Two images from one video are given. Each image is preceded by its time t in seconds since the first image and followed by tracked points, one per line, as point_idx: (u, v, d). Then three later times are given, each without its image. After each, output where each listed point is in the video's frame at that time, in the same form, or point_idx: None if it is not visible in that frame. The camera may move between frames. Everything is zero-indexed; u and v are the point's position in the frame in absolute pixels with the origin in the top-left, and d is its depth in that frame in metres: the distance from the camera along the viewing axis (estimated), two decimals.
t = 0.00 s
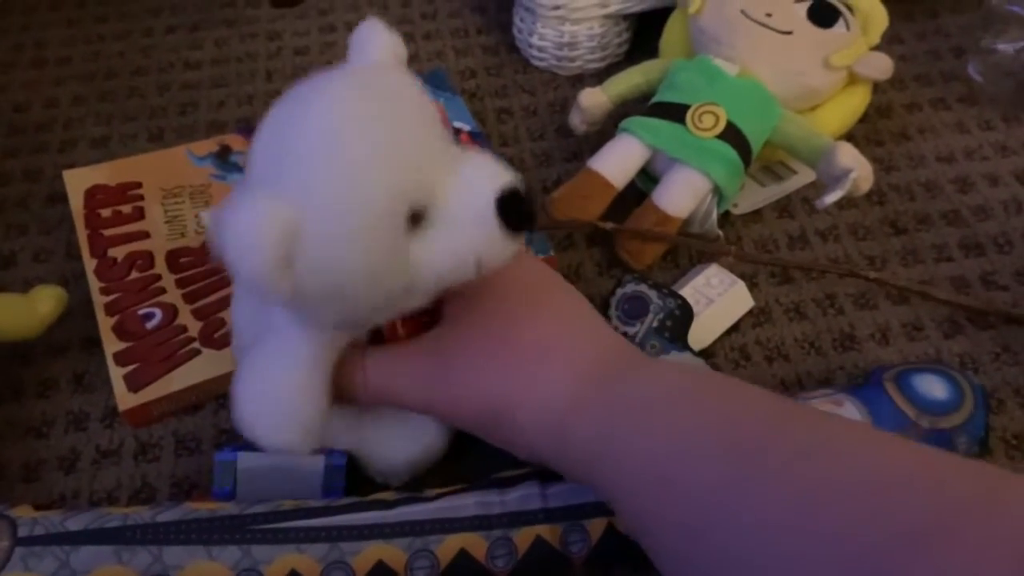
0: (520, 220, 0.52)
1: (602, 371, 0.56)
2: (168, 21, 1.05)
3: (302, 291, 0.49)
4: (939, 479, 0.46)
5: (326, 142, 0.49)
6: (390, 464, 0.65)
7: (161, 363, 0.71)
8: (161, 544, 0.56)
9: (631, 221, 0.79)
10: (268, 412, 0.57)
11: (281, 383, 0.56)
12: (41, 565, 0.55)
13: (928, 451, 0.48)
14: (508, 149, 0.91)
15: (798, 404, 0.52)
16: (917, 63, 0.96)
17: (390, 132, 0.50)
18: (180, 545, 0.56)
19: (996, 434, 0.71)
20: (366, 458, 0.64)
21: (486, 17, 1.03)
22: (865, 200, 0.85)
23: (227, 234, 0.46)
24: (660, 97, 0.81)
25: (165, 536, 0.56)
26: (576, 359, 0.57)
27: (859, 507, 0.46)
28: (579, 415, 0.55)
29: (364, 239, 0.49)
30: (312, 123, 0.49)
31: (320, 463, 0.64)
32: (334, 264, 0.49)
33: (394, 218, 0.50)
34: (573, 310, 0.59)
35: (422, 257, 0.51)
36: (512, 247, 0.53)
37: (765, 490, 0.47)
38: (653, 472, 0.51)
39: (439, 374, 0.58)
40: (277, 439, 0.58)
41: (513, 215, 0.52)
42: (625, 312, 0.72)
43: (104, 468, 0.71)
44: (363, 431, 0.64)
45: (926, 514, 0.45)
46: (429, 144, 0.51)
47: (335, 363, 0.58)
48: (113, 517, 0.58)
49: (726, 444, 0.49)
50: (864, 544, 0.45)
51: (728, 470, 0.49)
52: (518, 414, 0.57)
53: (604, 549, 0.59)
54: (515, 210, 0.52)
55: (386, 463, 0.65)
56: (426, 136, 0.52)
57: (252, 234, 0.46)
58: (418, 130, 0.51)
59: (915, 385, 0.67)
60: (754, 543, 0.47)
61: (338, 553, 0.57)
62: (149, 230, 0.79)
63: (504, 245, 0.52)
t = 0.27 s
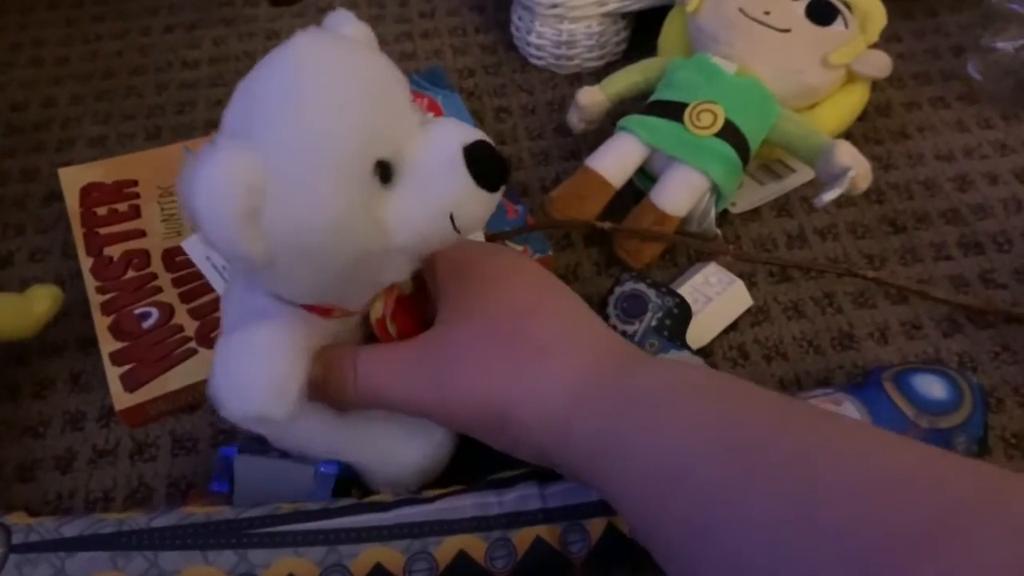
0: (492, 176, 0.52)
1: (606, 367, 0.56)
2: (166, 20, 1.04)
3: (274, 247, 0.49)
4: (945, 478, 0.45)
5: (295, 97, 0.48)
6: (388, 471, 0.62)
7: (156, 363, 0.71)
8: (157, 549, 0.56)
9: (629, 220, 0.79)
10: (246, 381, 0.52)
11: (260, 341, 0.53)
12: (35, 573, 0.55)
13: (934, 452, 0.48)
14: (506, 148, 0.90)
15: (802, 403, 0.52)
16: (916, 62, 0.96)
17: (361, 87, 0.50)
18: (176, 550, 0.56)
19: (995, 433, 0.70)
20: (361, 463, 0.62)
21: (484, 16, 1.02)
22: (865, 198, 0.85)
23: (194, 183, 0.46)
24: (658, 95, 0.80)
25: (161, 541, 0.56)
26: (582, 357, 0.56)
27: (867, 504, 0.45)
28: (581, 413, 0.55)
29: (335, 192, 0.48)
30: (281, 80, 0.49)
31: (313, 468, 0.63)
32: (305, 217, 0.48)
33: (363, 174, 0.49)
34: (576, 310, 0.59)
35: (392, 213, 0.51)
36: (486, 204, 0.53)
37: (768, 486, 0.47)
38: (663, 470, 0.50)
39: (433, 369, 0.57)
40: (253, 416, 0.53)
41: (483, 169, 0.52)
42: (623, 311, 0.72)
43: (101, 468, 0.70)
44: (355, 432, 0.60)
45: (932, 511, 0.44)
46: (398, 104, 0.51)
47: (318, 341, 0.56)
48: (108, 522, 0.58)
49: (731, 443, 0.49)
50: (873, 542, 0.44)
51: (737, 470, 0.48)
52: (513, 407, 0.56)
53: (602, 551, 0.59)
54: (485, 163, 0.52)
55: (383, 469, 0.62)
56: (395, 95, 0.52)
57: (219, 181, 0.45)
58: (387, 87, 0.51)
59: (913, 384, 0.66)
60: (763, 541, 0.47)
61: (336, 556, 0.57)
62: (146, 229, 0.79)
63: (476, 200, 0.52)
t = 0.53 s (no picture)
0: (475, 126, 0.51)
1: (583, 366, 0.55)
2: (166, 18, 1.04)
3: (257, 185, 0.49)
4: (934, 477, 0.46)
5: (282, 32, 0.49)
6: (380, 463, 0.61)
7: (157, 362, 0.71)
8: (152, 569, 0.55)
9: (630, 218, 0.78)
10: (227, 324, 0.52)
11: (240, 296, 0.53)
12: None
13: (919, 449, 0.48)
14: (507, 146, 0.90)
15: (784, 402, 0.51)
16: (918, 59, 0.96)
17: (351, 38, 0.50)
18: (171, 570, 0.55)
19: (997, 431, 0.70)
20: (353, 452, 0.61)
21: (485, 14, 1.02)
22: (866, 196, 0.85)
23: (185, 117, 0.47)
24: (659, 93, 0.80)
25: (155, 561, 0.55)
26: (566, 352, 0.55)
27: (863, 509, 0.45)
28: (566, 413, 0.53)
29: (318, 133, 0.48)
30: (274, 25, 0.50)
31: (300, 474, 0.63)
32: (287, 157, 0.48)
33: (348, 116, 0.49)
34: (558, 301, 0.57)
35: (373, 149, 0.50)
36: (473, 155, 0.52)
37: (761, 485, 0.47)
38: (661, 478, 0.49)
39: (404, 360, 0.54)
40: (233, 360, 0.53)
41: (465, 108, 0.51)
42: (616, 310, 0.71)
43: (102, 466, 0.70)
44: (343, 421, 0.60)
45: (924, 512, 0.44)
46: (386, 60, 0.52)
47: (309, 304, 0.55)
48: (101, 546, 0.58)
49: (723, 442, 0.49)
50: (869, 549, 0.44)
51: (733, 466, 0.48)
52: (489, 400, 0.54)
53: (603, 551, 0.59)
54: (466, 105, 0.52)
55: (376, 461, 0.61)
56: (385, 53, 0.52)
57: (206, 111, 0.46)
58: (372, 36, 0.52)
59: (907, 375, 0.66)
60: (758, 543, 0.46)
61: (334, 569, 0.57)
62: (147, 228, 0.79)
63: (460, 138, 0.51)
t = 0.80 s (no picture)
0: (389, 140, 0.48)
1: (546, 374, 0.54)
2: (165, 14, 1.04)
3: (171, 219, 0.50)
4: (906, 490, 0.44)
5: (195, 70, 0.49)
6: (359, 474, 0.61)
7: (155, 360, 0.71)
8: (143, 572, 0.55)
9: (631, 215, 0.78)
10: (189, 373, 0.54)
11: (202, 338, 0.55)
12: None
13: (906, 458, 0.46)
14: (508, 143, 0.90)
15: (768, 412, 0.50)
16: (921, 56, 0.95)
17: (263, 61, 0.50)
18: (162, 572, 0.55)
19: (999, 429, 0.70)
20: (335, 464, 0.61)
21: (485, 9, 1.02)
22: (869, 193, 0.84)
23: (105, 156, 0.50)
24: (659, 89, 0.80)
25: (146, 563, 0.55)
26: (530, 362, 0.54)
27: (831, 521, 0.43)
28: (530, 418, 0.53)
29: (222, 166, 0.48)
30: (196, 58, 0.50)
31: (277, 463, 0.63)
32: (193, 192, 0.49)
33: (257, 149, 0.48)
34: (533, 304, 0.57)
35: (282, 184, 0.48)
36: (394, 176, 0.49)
37: (713, 495, 0.46)
38: (615, 483, 0.49)
39: (357, 376, 0.54)
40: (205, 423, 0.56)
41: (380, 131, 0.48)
42: (613, 308, 0.71)
43: (100, 465, 0.70)
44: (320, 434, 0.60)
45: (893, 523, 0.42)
46: (310, 80, 0.51)
47: (270, 335, 0.56)
48: (93, 546, 0.57)
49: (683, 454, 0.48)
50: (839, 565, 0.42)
51: (692, 477, 0.47)
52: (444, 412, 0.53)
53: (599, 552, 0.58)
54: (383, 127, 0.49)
55: (357, 473, 0.61)
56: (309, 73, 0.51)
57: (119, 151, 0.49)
58: (290, 60, 0.50)
59: (907, 374, 0.66)
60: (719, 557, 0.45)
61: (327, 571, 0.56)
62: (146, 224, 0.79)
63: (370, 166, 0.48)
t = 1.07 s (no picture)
0: (355, 202, 0.49)
1: (531, 380, 0.54)
2: (166, 11, 1.04)
3: (150, 279, 0.51)
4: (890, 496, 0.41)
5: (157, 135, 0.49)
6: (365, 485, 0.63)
7: (159, 356, 0.69)
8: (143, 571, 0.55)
9: (633, 213, 0.78)
10: (206, 410, 0.58)
11: (212, 381, 0.58)
12: None
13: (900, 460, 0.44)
14: (510, 140, 0.90)
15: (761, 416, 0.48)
16: (923, 53, 0.95)
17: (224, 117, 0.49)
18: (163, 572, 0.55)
19: (1001, 427, 0.70)
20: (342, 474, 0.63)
21: (487, 6, 1.02)
22: (872, 190, 0.84)
23: (81, 229, 0.51)
24: (662, 86, 0.80)
25: (147, 562, 0.55)
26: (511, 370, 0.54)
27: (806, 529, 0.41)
28: (516, 426, 0.52)
29: (193, 234, 0.49)
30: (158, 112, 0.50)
31: (298, 465, 0.63)
32: (169, 260, 0.50)
33: (227, 216, 0.49)
34: (518, 309, 0.56)
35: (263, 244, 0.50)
36: (365, 233, 0.50)
37: (690, 505, 0.45)
38: (592, 494, 0.48)
39: (347, 391, 0.55)
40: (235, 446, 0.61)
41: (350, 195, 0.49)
42: (611, 308, 0.70)
43: (102, 462, 0.70)
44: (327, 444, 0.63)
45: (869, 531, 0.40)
46: (275, 130, 0.50)
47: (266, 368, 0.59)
48: (95, 544, 0.57)
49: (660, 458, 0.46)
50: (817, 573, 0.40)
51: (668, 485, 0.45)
52: (427, 424, 0.54)
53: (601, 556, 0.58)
54: (353, 189, 0.49)
55: (363, 484, 0.63)
56: (274, 121, 0.50)
57: (95, 221, 0.50)
58: (251, 113, 0.50)
59: (906, 369, 0.66)
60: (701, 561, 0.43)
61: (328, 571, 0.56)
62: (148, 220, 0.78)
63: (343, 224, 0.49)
